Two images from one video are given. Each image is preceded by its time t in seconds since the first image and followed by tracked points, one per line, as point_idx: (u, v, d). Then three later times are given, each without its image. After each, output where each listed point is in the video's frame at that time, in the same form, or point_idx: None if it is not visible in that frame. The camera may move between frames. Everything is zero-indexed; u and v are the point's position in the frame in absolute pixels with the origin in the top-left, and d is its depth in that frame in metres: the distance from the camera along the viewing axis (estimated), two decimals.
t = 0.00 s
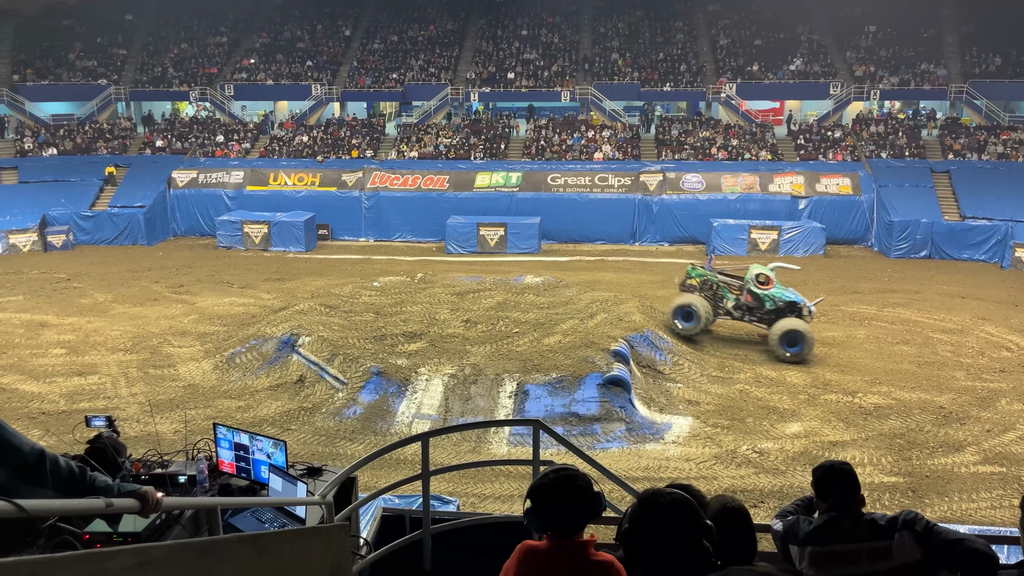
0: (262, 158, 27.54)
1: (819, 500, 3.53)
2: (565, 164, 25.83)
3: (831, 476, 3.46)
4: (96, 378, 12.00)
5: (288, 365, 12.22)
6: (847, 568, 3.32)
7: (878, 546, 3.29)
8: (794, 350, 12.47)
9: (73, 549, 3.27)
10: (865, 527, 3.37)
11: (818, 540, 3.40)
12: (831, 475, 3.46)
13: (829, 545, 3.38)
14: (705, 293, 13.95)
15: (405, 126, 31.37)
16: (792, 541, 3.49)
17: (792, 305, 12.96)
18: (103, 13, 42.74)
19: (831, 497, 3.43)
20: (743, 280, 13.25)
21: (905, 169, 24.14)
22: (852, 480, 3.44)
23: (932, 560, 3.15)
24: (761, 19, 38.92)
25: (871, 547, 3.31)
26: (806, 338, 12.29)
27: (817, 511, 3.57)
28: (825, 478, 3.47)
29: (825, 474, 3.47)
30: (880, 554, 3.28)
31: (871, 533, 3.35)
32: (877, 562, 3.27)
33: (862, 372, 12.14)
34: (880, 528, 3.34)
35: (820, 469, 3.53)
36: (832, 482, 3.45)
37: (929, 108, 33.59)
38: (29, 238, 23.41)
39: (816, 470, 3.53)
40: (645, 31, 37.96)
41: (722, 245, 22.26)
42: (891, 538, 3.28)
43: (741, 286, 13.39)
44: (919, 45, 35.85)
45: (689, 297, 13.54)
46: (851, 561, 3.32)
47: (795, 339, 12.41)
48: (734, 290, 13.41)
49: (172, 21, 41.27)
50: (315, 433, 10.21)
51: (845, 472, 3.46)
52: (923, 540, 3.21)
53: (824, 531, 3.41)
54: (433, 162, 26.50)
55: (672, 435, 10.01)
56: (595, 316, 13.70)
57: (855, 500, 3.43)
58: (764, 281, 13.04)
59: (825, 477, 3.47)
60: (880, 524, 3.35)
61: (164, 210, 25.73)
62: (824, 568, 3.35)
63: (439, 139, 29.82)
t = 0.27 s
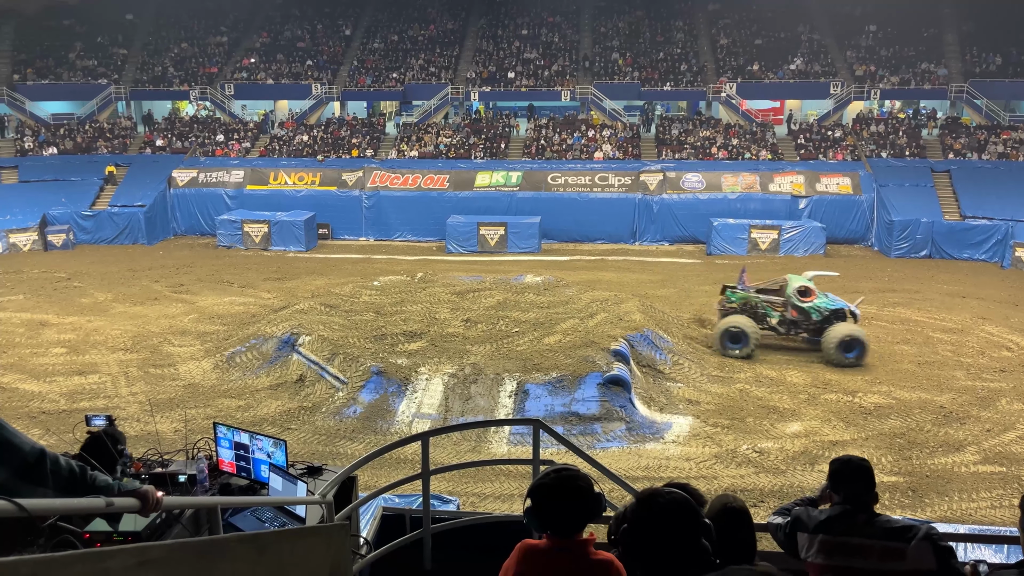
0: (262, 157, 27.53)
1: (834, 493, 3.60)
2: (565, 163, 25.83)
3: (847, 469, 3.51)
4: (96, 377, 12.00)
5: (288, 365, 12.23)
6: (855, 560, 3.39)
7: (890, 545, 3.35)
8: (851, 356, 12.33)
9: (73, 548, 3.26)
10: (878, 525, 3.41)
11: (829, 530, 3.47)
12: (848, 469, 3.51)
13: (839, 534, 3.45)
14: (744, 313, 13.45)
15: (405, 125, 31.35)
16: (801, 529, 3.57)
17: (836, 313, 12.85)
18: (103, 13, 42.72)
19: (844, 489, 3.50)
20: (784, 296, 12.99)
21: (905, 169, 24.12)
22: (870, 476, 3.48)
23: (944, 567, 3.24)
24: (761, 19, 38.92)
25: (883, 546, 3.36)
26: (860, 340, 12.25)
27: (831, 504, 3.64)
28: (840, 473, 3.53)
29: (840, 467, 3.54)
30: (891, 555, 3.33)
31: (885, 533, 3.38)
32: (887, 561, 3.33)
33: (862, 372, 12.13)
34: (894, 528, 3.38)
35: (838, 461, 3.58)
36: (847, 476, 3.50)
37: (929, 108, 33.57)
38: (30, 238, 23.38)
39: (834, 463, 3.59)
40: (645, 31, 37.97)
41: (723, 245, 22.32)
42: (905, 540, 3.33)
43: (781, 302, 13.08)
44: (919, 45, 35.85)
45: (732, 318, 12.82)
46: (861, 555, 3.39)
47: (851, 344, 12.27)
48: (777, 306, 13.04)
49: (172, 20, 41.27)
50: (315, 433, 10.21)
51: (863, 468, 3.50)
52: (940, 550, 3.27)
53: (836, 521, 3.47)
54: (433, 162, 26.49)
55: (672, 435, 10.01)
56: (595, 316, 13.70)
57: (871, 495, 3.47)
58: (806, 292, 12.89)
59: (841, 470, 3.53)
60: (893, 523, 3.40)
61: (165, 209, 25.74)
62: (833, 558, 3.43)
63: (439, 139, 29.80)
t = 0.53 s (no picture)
0: (262, 157, 27.52)
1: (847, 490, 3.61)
2: (565, 163, 25.83)
3: (861, 467, 3.51)
4: (96, 377, 12.01)
5: (287, 364, 12.24)
6: (861, 557, 3.40)
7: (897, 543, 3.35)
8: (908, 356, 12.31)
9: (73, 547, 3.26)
10: (886, 523, 3.41)
11: (836, 526, 3.48)
12: (862, 466, 3.51)
13: (847, 531, 3.46)
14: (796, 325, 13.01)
15: (405, 125, 31.34)
16: (809, 525, 3.58)
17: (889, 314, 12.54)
18: (103, 12, 42.69)
19: (856, 487, 3.50)
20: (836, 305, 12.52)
21: (905, 169, 24.12)
22: (884, 475, 3.47)
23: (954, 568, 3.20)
24: (761, 18, 38.94)
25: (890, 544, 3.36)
26: (917, 341, 12.19)
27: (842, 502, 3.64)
28: (855, 471, 3.53)
29: (854, 464, 3.54)
30: (898, 553, 3.33)
31: (893, 531, 3.38)
32: (895, 559, 3.33)
33: (862, 372, 12.13)
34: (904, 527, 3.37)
35: (852, 459, 3.59)
36: (861, 474, 3.50)
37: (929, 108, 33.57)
38: (30, 237, 23.38)
39: (848, 461, 3.60)
40: (646, 31, 37.96)
41: (722, 245, 22.34)
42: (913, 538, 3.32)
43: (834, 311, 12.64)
44: (920, 44, 35.85)
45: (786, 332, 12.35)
46: (867, 553, 3.39)
47: (909, 345, 12.23)
48: (830, 316, 12.61)
49: (172, 20, 41.28)
50: (315, 432, 10.21)
51: (878, 467, 3.49)
52: (948, 549, 3.24)
53: (844, 518, 3.48)
54: (433, 161, 26.48)
55: (672, 434, 10.01)
56: (595, 315, 13.69)
57: (882, 494, 3.46)
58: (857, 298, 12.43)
59: (855, 467, 3.53)
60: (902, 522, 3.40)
61: (165, 209, 25.74)
62: (839, 554, 3.44)
63: (439, 138, 29.78)
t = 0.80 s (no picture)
0: (261, 156, 27.51)
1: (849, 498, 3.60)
2: (564, 162, 25.82)
3: (863, 475, 3.49)
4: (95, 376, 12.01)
5: (286, 364, 12.24)
6: (859, 568, 3.42)
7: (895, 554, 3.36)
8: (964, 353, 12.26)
9: (73, 547, 3.25)
10: (886, 534, 3.41)
11: (835, 537, 3.49)
12: (864, 474, 3.48)
13: (845, 541, 3.47)
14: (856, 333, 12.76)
15: (405, 125, 31.32)
16: (808, 534, 3.60)
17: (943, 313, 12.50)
18: (103, 11, 42.66)
19: (858, 495, 3.49)
20: (899, 309, 12.34)
21: (904, 169, 24.12)
22: (888, 484, 3.44)
23: None
24: (761, 18, 38.94)
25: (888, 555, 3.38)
26: (975, 338, 12.22)
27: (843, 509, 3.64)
28: (858, 479, 3.51)
29: (856, 473, 3.52)
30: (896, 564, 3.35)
31: (891, 541, 3.39)
32: (893, 567, 3.35)
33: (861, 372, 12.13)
34: (903, 537, 3.38)
35: (855, 466, 3.56)
36: (864, 482, 3.48)
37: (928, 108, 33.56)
38: (29, 236, 23.35)
39: (852, 467, 3.57)
40: (645, 31, 37.99)
41: (721, 245, 22.34)
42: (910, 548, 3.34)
43: (894, 314, 12.48)
44: (919, 45, 35.87)
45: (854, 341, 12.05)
46: (865, 564, 3.42)
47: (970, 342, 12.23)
48: (892, 320, 12.43)
49: (172, 19, 41.26)
50: (315, 432, 10.20)
51: (883, 475, 3.46)
52: (945, 557, 3.27)
53: (843, 529, 3.49)
54: (432, 161, 26.47)
55: (671, 434, 10.00)
56: (594, 315, 13.70)
57: (885, 503, 3.43)
58: (916, 299, 12.34)
59: (857, 476, 3.51)
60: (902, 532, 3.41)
61: (164, 208, 25.73)
62: (837, 565, 3.46)
63: (438, 138, 29.76)
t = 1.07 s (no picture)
0: (260, 156, 27.50)
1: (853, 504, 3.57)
2: (563, 162, 25.82)
3: (866, 484, 3.43)
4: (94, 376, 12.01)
5: (285, 363, 12.24)
6: None
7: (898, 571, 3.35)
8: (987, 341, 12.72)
9: (72, 547, 3.25)
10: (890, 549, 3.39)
11: (836, 549, 3.49)
12: (866, 483, 3.44)
13: (848, 552, 3.46)
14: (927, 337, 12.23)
15: (404, 124, 31.31)
16: (810, 543, 3.61)
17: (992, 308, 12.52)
18: (102, 11, 42.65)
19: (860, 504, 3.47)
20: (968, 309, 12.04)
21: (903, 169, 24.14)
22: (892, 496, 3.39)
23: None
24: (760, 17, 38.95)
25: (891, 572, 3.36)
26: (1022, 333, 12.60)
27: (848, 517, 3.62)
28: (860, 487, 3.47)
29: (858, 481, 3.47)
30: None
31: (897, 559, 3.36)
32: None
33: (860, 371, 12.14)
34: (908, 555, 3.35)
35: (857, 473, 3.52)
36: (866, 493, 3.44)
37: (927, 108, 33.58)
38: (28, 236, 23.32)
39: (855, 474, 3.52)
40: (644, 31, 38.02)
41: (720, 245, 22.35)
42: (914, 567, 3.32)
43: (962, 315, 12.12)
44: (918, 44, 35.89)
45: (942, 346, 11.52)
46: None
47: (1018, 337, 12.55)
48: (962, 321, 12.10)
49: (171, 18, 41.24)
50: (314, 432, 10.20)
51: (886, 487, 3.40)
52: None
53: (844, 541, 3.49)
54: (431, 160, 26.48)
55: (670, 434, 10.00)
56: (593, 314, 13.70)
57: (890, 516, 3.40)
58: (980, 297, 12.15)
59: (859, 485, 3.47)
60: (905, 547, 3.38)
61: (163, 208, 25.72)
62: None
63: (437, 138, 29.76)
